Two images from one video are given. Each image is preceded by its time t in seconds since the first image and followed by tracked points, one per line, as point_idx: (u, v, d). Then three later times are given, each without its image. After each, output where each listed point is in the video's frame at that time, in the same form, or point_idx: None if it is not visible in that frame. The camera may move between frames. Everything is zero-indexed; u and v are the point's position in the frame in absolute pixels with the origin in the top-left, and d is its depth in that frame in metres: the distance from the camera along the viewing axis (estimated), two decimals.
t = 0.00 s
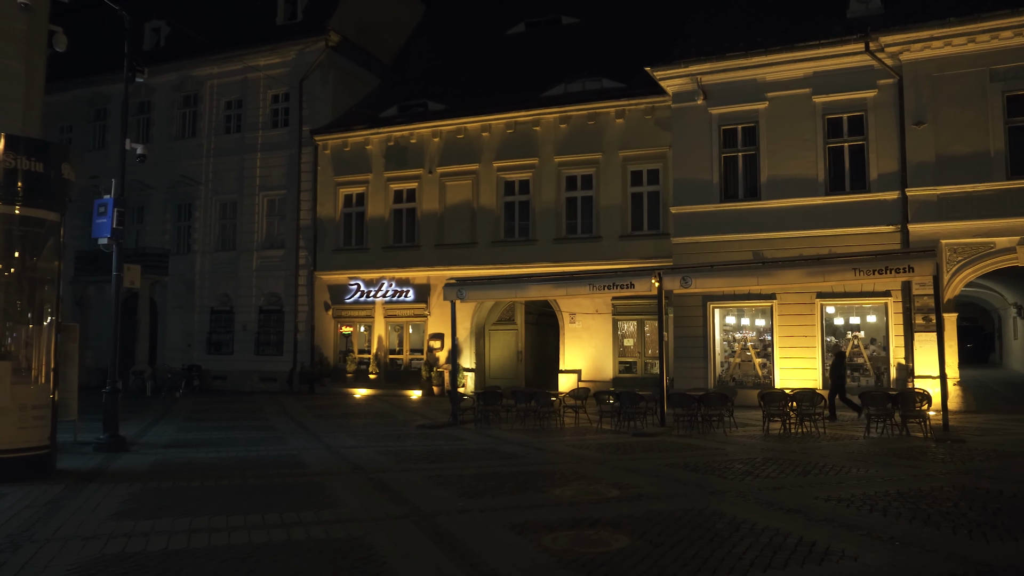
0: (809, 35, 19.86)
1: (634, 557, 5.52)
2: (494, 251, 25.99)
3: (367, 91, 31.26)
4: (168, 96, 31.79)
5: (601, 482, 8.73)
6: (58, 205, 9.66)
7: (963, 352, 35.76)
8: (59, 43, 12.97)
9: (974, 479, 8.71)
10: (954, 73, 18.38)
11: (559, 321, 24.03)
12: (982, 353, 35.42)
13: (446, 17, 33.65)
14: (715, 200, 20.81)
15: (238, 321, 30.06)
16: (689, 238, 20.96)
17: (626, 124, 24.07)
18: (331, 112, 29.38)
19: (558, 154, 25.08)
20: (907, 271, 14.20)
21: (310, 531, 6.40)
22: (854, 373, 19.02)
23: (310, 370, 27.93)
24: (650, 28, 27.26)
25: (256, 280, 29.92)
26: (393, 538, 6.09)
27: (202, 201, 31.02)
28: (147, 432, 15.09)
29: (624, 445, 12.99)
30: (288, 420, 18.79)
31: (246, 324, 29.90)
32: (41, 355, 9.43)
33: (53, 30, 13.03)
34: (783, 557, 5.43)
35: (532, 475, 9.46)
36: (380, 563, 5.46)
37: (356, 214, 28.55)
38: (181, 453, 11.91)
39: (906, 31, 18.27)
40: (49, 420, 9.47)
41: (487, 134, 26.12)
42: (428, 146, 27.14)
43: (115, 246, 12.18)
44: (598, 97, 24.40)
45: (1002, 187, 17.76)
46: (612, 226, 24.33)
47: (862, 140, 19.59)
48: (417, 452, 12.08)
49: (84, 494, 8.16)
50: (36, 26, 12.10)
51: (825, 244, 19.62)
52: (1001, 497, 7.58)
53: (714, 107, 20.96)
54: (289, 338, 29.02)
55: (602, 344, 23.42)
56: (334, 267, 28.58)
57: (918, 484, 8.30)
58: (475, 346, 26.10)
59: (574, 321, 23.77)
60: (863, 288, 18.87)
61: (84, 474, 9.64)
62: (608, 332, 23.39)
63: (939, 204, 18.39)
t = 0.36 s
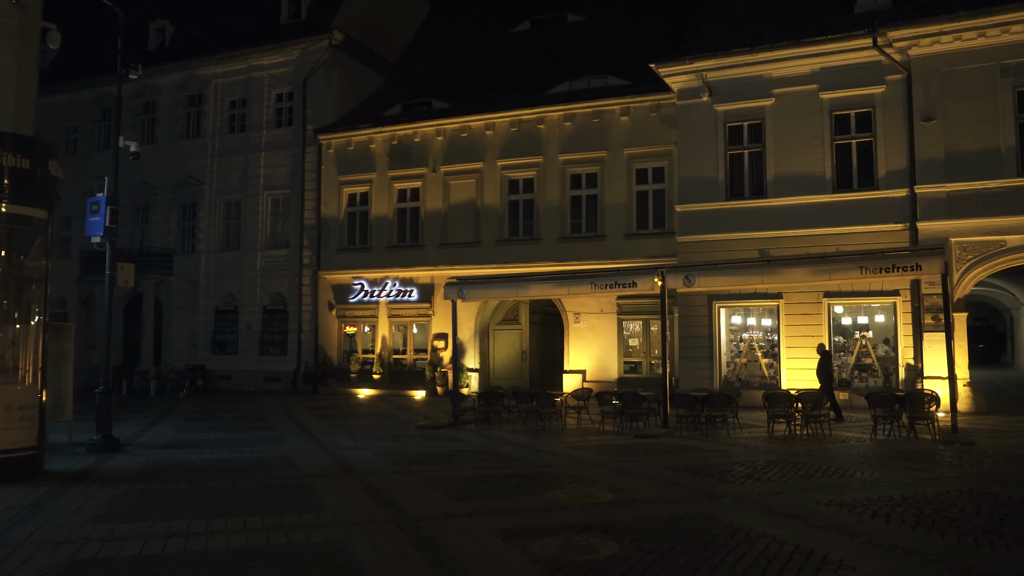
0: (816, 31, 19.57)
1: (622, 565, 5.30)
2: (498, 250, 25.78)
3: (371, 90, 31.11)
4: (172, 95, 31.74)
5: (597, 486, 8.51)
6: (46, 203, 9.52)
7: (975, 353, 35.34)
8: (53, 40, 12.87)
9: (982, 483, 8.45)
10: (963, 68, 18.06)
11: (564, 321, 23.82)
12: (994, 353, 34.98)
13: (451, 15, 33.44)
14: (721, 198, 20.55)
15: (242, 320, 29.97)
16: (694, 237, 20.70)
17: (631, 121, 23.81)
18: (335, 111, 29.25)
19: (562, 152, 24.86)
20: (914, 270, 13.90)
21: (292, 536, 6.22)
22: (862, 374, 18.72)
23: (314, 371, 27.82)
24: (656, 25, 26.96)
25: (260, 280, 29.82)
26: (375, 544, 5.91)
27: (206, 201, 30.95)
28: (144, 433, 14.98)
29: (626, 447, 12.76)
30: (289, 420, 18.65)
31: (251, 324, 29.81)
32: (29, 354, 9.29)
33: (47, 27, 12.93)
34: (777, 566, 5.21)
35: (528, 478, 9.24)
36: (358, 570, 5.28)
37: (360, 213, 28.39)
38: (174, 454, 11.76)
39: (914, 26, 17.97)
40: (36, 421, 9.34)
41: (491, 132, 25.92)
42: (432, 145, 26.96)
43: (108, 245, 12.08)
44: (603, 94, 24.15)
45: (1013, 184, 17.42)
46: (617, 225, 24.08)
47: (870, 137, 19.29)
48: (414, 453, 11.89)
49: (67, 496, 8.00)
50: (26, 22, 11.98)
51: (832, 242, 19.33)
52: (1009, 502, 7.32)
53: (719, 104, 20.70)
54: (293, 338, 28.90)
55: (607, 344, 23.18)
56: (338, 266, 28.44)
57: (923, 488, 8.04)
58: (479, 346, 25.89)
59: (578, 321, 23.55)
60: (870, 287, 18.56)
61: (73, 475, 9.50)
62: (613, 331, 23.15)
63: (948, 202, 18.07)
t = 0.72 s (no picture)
0: (826, 26, 19.25)
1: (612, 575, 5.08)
2: (505, 250, 25.57)
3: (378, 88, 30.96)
4: (179, 95, 31.72)
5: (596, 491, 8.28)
6: (37, 201, 9.39)
7: (989, 352, 34.87)
8: (50, 38, 12.80)
9: (994, 489, 8.16)
10: (976, 62, 17.71)
11: (571, 321, 23.60)
12: (1010, 353, 34.49)
13: (458, 13, 33.23)
14: (730, 195, 20.27)
15: (249, 320, 29.89)
16: (702, 236, 20.43)
17: (639, 119, 23.54)
18: (341, 110, 29.12)
19: (569, 151, 24.62)
20: (926, 268, 13.57)
21: (275, 541, 6.03)
22: (873, 374, 18.38)
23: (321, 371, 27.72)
24: (664, 21, 26.65)
25: (267, 280, 29.73)
26: (360, 550, 5.72)
27: (213, 201, 30.90)
28: (144, 434, 14.87)
29: (631, 449, 12.53)
30: (293, 421, 18.51)
31: (258, 324, 29.73)
32: (19, 354, 9.15)
33: (44, 25, 12.87)
34: None
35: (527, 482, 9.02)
36: None
37: (367, 213, 28.25)
38: (171, 455, 11.63)
39: (926, 20, 17.64)
40: (27, 422, 9.21)
41: (498, 130, 25.70)
42: (438, 144, 26.77)
43: (105, 244, 11.97)
44: (610, 92, 23.89)
45: None
46: (625, 223, 23.81)
47: (881, 133, 18.97)
48: (413, 455, 11.70)
49: (54, 499, 7.85)
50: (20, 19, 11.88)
51: (843, 241, 19.00)
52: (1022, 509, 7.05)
53: (728, 101, 20.42)
54: (300, 338, 28.80)
55: (615, 344, 22.93)
56: (345, 266, 28.30)
57: (932, 494, 7.78)
58: (486, 346, 25.68)
59: (585, 321, 23.31)
60: (882, 286, 18.24)
61: (65, 477, 9.38)
62: (621, 331, 22.89)
63: (961, 198, 17.73)
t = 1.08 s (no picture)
0: (839, 20, 18.93)
1: None
2: (515, 249, 25.37)
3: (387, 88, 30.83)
4: (190, 95, 31.74)
5: (599, 495, 8.05)
6: (33, 199, 9.32)
7: (1007, 353, 34.40)
8: (51, 36, 12.78)
9: (1012, 494, 7.87)
10: (994, 57, 17.36)
11: (582, 321, 23.38)
12: None
13: (468, 11, 33.04)
14: (742, 194, 19.99)
15: (259, 321, 29.85)
16: (714, 235, 20.17)
17: (649, 117, 23.27)
18: (350, 109, 29.02)
19: (579, 149, 24.39)
20: (941, 267, 13.25)
21: (264, 546, 5.85)
22: (889, 375, 18.03)
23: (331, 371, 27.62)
24: (676, 18, 26.36)
25: (277, 281, 29.66)
26: (350, 556, 5.53)
27: (223, 201, 30.88)
28: (149, 435, 14.81)
29: (639, 451, 12.29)
30: (301, 422, 18.41)
31: (268, 324, 29.67)
32: (14, 355, 9.08)
33: (45, 22, 12.83)
34: None
35: (529, 485, 8.82)
36: None
37: (376, 212, 28.14)
38: (172, 456, 11.52)
39: (942, 14, 17.31)
40: (22, 423, 9.12)
41: (507, 129, 25.51)
42: (447, 143, 26.60)
43: (106, 243, 11.91)
44: (620, 89, 23.65)
45: None
46: (635, 222, 23.56)
47: (895, 129, 18.63)
48: (416, 456, 11.52)
49: (46, 501, 7.73)
50: (20, 16, 11.83)
51: (856, 239, 18.67)
52: None
53: (739, 98, 20.13)
54: (310, 338, 28.71)
55: (625, 344, 22.68)
56: (355, 266, 28.19)
57: (947, 499, 7.51)
58: (496, 346, 25.49)
59: (596, 321, 23.09)
60: (897, 285, 17.90)
61: (61, 479, 9.27)
62: (632, 331, 22.64)
63: (977, 196, 17.37)
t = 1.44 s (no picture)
0: (854, 14, 18.62)
1: None
2: (526, 249, 25.18)
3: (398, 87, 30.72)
4: (202, 96, 31.78)
5: (605, 499, 7.84)
6: (31, 198, 9.29)
7: None
8: (56, 34, 12.82)
9: None
10: (1013, 51, 16.98)
11: (594, 321, 23.17)
12: None
13: (480, 9, 32.87)
14: (755, 191, 19.71)
15: (271, 320, 29.81)
16: (727, 234, 19.90)
17: (662, 114, 23.01)
18: (362, 109, 28.92)
19: (591, 148, 24.17)
20: (959, 265, 12.94)
21: (256, 553, 5.70)
22: (906, 376, 17.68)
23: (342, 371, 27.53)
24: (689, 15, 26.06)
25: (288, 280, 29.61)
26: (341, 564, 5.38)
27: (235, 201, 30.88)
28: (156, 436, 14.77)
29: (649, 453, 12.07)
30: (310, 422, 18.35)
31: (279, 324, 29.63)
32: (13, 355, 9.05)
33: (49, 21, 12.85)
34: None
35: (532, 486, 8.79)
36: None
37: (387, 212, 28.04)
38: (176, 458, 11.44)
39: (959, 7, 16.98)
40: (20, 424, 9.07)
41: (518, 128, 25.32)
42: (458, 142, 26.44)
43: (109, 242, 11.87)
44: (632, 87, 23.41)
45: None
46: (648, 221, 23.29)
47: (912, 126, 18.29)
48: (421, 458, 11.36)
49: (41, 505, 7.65)
50: (23, 14, 11.82)
51: (872, 237, 18.33)
52: None
53: (753, 94, 19.86)
54: (321, 338, 28.63)
55: (638, 344, 22.43)
56: (366, 266, 28.09)
57: (965, 505, 7.25)
58: (507, 346, 25.28)
59: (608, 321, 22.86)
60: (914, 284, 17.56)
61: (61, 480, 9.20)
62: (644, 331, 22.39)
63: (996, 193, 17.00)
